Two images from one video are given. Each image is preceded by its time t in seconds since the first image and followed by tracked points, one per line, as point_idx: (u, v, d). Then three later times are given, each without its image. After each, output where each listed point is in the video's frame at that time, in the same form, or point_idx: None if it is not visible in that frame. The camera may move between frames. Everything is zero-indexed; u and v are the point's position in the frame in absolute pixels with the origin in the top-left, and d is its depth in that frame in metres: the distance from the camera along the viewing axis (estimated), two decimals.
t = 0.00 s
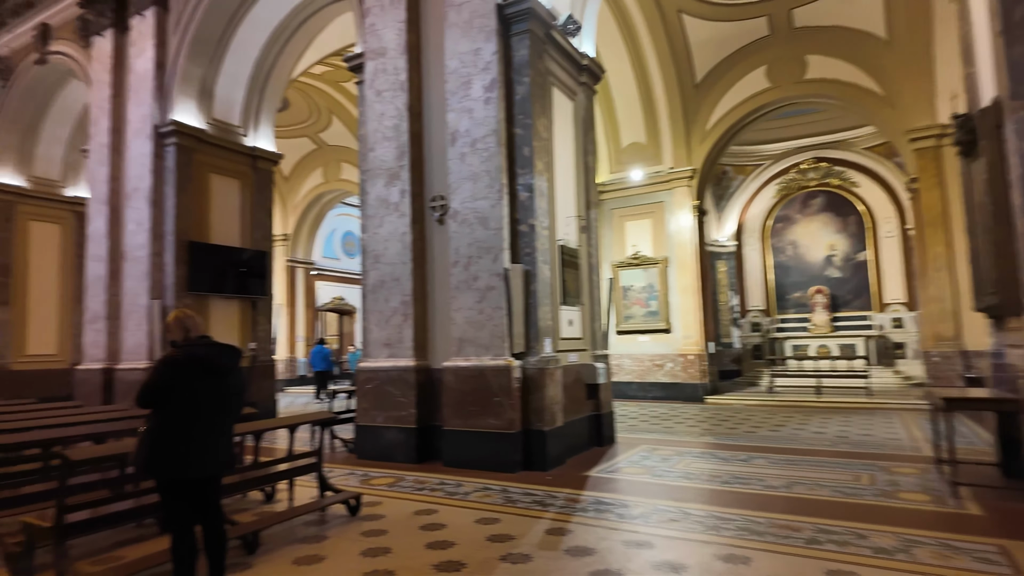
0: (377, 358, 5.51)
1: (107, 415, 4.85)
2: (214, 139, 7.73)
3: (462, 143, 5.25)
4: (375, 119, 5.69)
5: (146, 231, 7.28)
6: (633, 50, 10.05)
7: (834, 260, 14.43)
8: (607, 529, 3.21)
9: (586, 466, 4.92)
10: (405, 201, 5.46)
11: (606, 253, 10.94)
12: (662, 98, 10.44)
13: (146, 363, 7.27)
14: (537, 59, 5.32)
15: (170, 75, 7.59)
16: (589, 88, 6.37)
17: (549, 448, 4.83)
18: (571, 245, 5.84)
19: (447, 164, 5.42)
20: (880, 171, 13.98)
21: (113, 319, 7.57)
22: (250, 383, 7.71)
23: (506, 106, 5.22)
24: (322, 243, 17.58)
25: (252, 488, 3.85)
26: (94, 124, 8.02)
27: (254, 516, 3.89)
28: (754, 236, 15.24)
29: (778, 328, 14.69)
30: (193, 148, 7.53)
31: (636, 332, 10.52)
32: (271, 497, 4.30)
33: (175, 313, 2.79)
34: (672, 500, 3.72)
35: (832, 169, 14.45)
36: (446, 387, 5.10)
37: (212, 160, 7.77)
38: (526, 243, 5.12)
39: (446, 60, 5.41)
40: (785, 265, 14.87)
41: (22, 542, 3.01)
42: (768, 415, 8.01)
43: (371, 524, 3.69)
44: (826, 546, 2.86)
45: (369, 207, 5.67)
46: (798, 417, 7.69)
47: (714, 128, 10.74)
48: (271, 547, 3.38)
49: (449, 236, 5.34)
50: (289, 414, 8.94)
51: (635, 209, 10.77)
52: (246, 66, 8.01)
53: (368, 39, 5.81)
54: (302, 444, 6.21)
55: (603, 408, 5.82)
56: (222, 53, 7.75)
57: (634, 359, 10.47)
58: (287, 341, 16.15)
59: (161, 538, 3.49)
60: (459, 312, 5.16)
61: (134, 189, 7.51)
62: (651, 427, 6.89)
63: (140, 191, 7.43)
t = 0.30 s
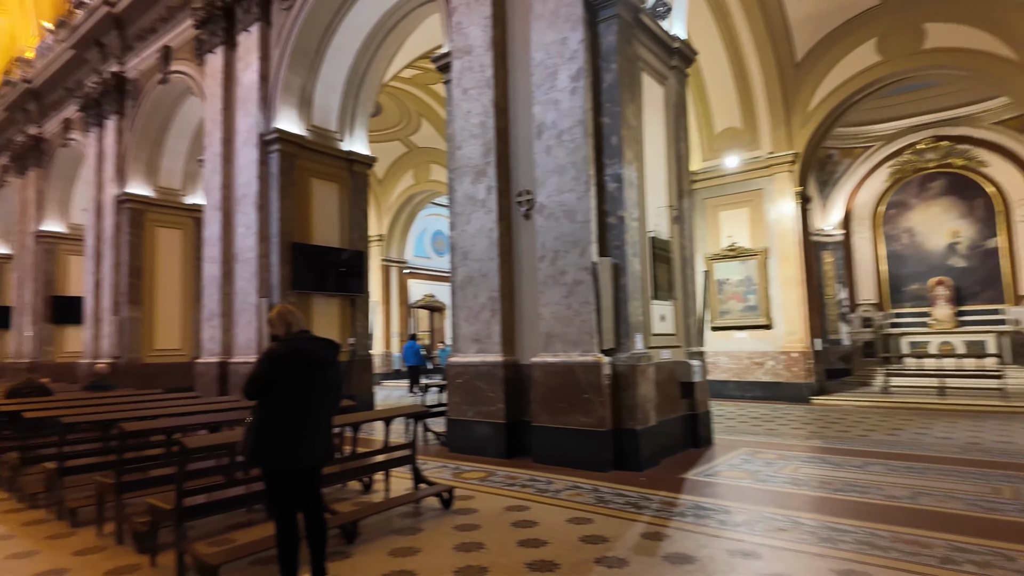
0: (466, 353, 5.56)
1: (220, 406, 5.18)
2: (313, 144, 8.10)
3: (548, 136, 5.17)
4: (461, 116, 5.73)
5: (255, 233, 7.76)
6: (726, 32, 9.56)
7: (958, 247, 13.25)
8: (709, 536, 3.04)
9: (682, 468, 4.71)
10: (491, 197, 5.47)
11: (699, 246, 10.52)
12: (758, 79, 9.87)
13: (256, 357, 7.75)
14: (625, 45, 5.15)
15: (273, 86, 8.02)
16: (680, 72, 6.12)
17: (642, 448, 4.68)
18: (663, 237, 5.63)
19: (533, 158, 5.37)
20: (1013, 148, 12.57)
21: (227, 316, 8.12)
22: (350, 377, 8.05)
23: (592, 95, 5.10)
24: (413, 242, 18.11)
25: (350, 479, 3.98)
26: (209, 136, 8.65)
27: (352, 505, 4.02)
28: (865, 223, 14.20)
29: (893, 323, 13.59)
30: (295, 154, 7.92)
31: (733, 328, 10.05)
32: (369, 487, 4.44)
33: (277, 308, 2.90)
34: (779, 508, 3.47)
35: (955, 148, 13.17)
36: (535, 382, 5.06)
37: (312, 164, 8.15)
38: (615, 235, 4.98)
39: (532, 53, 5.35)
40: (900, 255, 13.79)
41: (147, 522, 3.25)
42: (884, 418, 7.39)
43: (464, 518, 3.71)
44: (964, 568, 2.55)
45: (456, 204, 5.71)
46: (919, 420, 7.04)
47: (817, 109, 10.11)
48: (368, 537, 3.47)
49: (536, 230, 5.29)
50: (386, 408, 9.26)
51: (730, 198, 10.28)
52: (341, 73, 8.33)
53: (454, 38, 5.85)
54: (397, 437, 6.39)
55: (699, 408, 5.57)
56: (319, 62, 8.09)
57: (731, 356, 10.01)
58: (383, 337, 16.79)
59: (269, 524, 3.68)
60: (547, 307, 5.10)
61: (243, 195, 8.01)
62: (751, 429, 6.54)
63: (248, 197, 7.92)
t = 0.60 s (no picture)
0: (554, 351, 5.50)
1: (320, 402, 5.42)
2: (404, 149, 8.33)
3: (637, 127, 5.01)
4: (546, 112, 5.66)
5: (352, 236, 8.08)
6: (830, 7, 8.87)
7: None
8: (821, 553, 2.81)
9: (786, 476, 4.42)
10: (577, 193, 5.37)
11: (801, 237, 9.90)
12: (866, 56, 9.10)
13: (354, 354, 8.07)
14: (718, 27, 4.89)
15: (366, 93, 8.29)
16: (779, 52, 5.73)
17: (741, 453, 4.43)
18: (762, 229, 5.31)
19: (621, 150, 5.22)
20: None
21: (327, 315, 8.52)
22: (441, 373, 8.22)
23: (684, 82, 4.88)
24: (499, 240, 18.28)
25: (441, 476, 4.03)
26: (308, 145, 9.09)
27: (443, 502, 4.07)
28: (993, 209, 12.90)
29: None
30: (387, 158, 8.17)
31: (841, 326, 9.39)
32: (459, 484, 4.49)
33: (371, 308, 2.96)
34: (902, 525, 3.16)
35: None
36: (624, 382, 4.92)
37: (403, 167, 8.38)
38: (710, 228, 4.74)
39: (619, 42, 5.19)
40: None
41: (255, 511, 3.43)
42: (1021, 425, 6.63)
43: (555, 520, 3.65)
44: None
45: (542, 201, 5.66)
46: None
47: (934, 86, 9.04)
48: (460, 535, 3.49)
49: (624, 225, 5.14)
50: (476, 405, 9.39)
51: (836, 185, 9.59)
52: (429, 77, 8.50)
53: (539, 33, 5.79)
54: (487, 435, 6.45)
55: (804, 411, 5.21)
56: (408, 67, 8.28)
57: (838, 356, 9.36)
58: (471, 334, 17.09)
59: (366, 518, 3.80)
60: (636, 305, 4.94)
61: (340, 200, 8.37)
62: (864, 434, 6.05)
63: (345, 202, 8.26)
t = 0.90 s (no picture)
0: (635, 352, 5.35)
1: (405, 400, 5.55)
2: (482, 151, 8.41)
3: (721, 116, 4.78)
4: (625, 105, 5.53)
5: (433, 238, 8.25)
6: None
7: None
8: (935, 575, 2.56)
9: (892, 488, 4.08)
10: (658, 187, 5.20)
11: (907, 228, 9.15)
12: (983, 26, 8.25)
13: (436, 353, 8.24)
14: (810, 5, 4.58)
15: (445, 98, 8.43)
16: (879, 28, 5.31)
17: (841, 462, 4.13)
18: (862, 220, 4.93)
19: (705, 141, 5.00)
20: None
21: (411, 315, 8.74)
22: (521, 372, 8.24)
23: (772, 66, 4.61)
24: (578, 238, 18.15)
25: (520, 477, 4.02)
26: (392, 151, 9.37)
27: (523, 503, 4.05)
28: None
29: None
30: (466, 161, 8.27)
31: (955, 324, 8.60)
32: (539, 485, 4.46)
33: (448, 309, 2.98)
34: None
35: None
36: (711, 384, 4.72)
37: (481, 170, 8.46)
38: (803, 220, 4.46)
39: (700, 29, 4.97)
40: None
41: (342, 506, 3.55)
42: None
43: (637, 526, 3.55)
44: None
45: (621, 197, 5.54)
46: None
47: None
48: (541, 537, 3.46)
49: (708, 219, 4.93)
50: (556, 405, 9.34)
51: (948, 170, 8.83)
52: (507, 78, 8.52)
53: (617, 26, 5.66)
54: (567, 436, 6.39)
55: (913, 418, 4.79)
56: (485, 71, 8.34)
57: (951, 356, 8.57)
58: (550, 334, 17.05)
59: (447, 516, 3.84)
60: (722, 303, 4.72)
61: (422, 203, 8.56)
62: (984, 443, 5.49)
63: (427, 205, 8.45)
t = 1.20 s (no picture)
0: (722, 352, 5.13)
1: (487, 399, 5.60)
2: (560, 149, 8.36)
3: (813, 100, 4.48)
4: (708, 95, 5.31)
5: (512, 238, 8.29)
6: None
7: None
8: None
9: (1019, 503, 3.67)
10: (745, 178, 4.95)
11: None
12: None
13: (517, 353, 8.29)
14: None
15: (524, 98, 8.44)
16: None
17: (957, 473, 3.76)
18: (980, 206, 4.46)
19: (796, 128, 4.70)
20: None
21: (491, 315, 8.84)
22: (603, 371, 8.14)
23: (870, 43, 4.27)
24: (662, 235, 17.71)
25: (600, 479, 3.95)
26: (472, 153, 9.51)
27: (604, 506, 3.97)
28: None
29: None
30: (544, 160, 8.25)
31: None
32: (621, 488, 4.36)
33: (521, 309, 2.99)
34: None
35: None
36: (805, 386, 4.44)
37: (560, 168, 8.42)
38: (909, 209, 4.10)
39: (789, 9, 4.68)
40: None
41: (424, 502, 3.62)
42: None
43: (724, 534, 3.39)
44: None
45: (705, 190, 5.32)
46: None
47: None
48: (621, 542, 3.37)
49: (801, 210, 4.64)
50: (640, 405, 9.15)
51: None
52: (585, 75, 8.42)
53: (698, 12, 5.44)
54: (650, 437, 6.23)
55: None
56: (563, 69, 8.28)
57: None
58: (633, 333, 16.73)
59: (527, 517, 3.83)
60: (817, 299, 4.43)
61: (502, 204, 8.63)
62: None
63: (506, 205, 8.50)
